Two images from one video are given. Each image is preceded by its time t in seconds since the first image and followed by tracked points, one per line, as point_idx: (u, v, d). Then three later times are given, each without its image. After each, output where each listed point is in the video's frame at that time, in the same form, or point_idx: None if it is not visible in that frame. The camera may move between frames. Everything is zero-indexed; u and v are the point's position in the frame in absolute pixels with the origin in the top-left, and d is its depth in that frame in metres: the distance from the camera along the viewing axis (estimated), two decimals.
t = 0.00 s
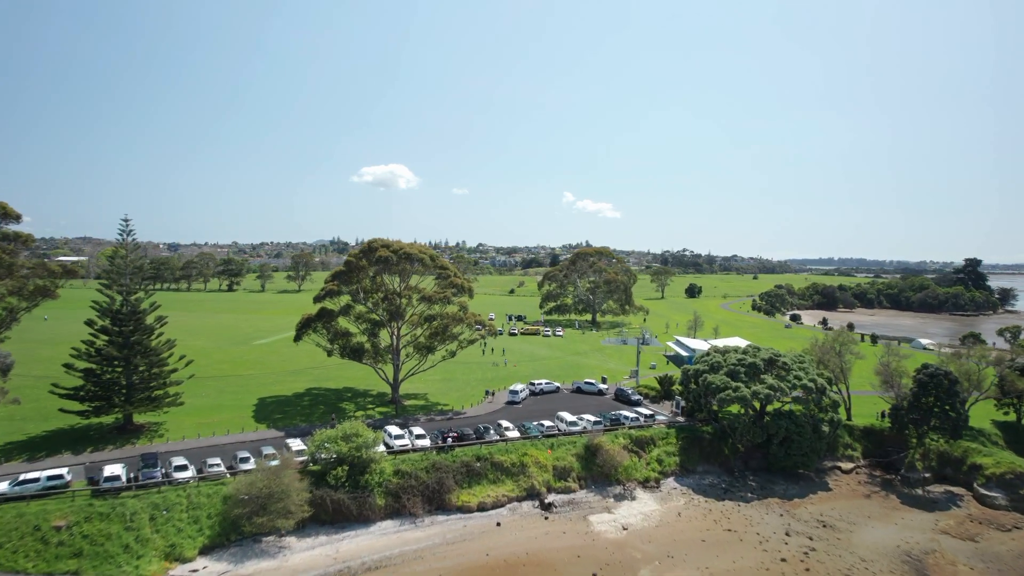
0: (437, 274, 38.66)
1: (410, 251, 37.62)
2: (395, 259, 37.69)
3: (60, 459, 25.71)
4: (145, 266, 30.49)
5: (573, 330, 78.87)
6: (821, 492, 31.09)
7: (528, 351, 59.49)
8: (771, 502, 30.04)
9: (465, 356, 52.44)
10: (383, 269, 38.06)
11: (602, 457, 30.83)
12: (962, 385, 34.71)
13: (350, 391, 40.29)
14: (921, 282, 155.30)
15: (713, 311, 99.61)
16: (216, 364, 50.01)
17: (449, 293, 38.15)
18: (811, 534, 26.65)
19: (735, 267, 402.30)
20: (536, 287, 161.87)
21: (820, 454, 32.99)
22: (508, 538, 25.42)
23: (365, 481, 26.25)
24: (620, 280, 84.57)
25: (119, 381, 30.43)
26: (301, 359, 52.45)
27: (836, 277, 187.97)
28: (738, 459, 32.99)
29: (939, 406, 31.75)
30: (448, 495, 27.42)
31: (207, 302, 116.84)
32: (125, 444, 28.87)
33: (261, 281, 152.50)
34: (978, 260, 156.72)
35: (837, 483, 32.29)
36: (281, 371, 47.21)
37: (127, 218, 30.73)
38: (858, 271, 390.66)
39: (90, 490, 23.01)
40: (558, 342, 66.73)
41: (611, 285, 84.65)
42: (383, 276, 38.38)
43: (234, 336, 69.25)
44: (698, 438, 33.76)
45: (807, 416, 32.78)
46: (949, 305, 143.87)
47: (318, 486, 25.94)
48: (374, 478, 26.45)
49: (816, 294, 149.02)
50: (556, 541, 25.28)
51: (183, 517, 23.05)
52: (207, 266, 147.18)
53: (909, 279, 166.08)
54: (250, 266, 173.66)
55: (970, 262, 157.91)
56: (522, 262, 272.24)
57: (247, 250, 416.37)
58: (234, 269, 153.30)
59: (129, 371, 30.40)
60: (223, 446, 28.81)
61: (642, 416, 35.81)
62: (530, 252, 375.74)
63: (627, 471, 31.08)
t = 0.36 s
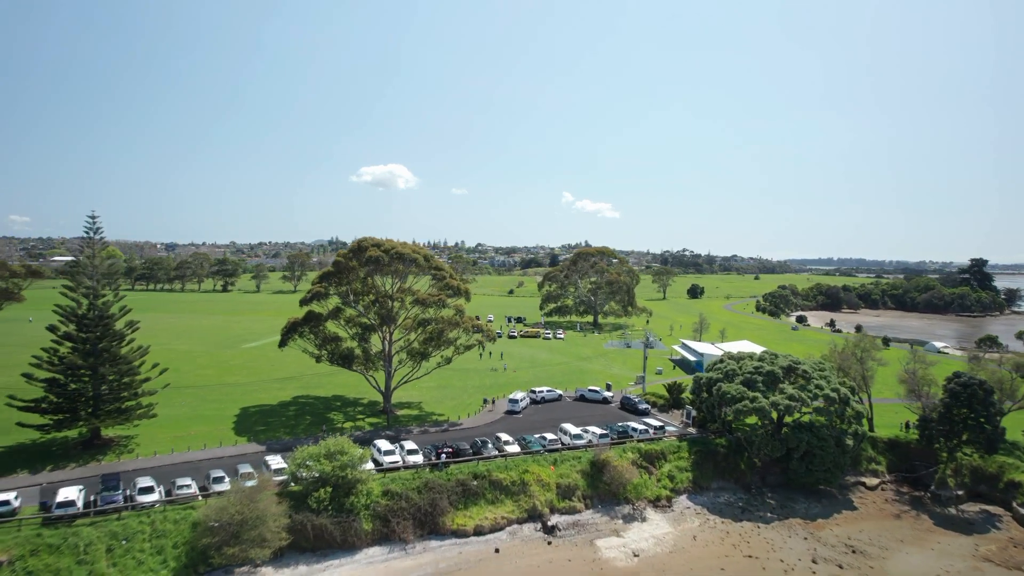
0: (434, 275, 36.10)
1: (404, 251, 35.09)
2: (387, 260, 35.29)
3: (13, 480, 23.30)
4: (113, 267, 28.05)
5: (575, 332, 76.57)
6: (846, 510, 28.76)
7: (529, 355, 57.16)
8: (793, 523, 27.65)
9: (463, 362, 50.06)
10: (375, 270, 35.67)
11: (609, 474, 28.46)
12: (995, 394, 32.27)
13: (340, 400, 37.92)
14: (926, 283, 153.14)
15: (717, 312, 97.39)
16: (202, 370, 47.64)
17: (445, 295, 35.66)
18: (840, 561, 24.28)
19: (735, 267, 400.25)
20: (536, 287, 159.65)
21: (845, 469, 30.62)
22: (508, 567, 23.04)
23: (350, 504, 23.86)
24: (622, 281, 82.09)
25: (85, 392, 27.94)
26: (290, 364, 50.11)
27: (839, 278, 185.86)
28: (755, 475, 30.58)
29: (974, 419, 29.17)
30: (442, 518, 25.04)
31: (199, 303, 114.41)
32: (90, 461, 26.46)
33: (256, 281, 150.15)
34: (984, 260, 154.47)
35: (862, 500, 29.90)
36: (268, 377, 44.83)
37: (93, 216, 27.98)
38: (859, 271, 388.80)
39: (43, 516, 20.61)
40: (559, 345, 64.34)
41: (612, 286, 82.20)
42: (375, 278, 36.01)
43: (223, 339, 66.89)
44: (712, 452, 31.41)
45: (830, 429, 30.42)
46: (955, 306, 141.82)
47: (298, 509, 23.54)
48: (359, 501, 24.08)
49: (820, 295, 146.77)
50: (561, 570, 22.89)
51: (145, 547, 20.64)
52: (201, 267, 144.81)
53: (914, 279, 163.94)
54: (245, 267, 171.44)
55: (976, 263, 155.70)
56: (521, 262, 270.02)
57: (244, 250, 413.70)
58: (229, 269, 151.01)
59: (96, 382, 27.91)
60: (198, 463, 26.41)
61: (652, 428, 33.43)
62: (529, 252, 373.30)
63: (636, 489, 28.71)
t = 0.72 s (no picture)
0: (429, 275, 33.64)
1: (397, 251, 32.60)
2: (378, 260, 32.80)
3: None
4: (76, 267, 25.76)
5: (577, 335, 74.16)
6: (877, 533, 26.35)
7: (530, 360, 54.77)
8: (821, 548, 25.24)
9: (461, 368, 47.64)
10: (365, 271, 33.22)
11: (619, 494, 26.05)
12: None
13: (329, 410, 35.52)
14: (933, 283, 150.71)
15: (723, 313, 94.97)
16: (186, 376, 45.26)
17: (440, 298, 33.19)
18: None
19: (736, 267, 397.80)
20: (536, 288, 157.21)
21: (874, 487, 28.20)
22: None
23: (333, 532, 21.44)
24: (626, 281, 79.41)
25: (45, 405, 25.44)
26: (279, 370, 47.71)
27: (844, 278, 183.45)
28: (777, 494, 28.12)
29: (1017, 434, 26.42)
30: (436, 546, 22.63)
31: (194, 304, 112.03)
32: (49, 480, 24.01)
33: (253, 282, 147.71)
34: (992, 261, 151.92)
35: (893, 521, 27.47)
36: (255, 384, 42.42)
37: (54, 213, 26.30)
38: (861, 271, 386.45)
39: None
40: (561, 349, 61.96)
41: (616, 286, 79.54)
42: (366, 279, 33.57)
43: (214, 342, 64.49)
44: (729, 468, 29.00)
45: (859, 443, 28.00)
46: (963, 308, 139.44)
47: (274, 538, 21.10)
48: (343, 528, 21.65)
49: (826, 295, 144.31)
50: None
51: None
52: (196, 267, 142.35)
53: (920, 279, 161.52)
54: (241, 267, 169.15)
55: (983, 263, 153.20)
56: (521, 262, 267.60)
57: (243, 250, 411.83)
58: (224, 269, 148.65)
59: (58, 394, 25.44)
60: (167, 485, 23.96)
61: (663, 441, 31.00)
62: (529, 252, 370.29)
63: (648, 510, 26.30)
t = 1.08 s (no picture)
0: (423, 277, 31.20)
1: (389, 250, 30.16)
2: (368, 260, 30.19)
3: None
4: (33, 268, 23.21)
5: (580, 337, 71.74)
6: (914, 561, 23.95)
7: (532, 364, 52.33)
8: None
9: (459, 375, 45.20)
10: (354, 271, 30.63)
11: (631, 517, 23.67)
12: None
13: (316, 421, 33.15)
14: (941, 283, 148.22)
15: (728, 316, 92.62)
16: (169, 382, 42.86)
17: (436, 301, 30.77)
18: None
19: (738, 267, 395.39)
20: (538, 288, 154.71)
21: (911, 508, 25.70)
22: None
23: (312, 566, 18.98)
24: (630, 282, 77.04)
25: None
26: (268, 377, 45.35)
27: (849, 279, 180.99)
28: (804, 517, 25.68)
29: None
30: None
31: (187, 305, 109.64)
32: None
33: (249, 282, 145.37)
34: (1000, 261, 149.41)
35: (931, 545, 25.05)
36: (240, 392, 40.02)
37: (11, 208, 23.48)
38: (863, 272, 384.07)
39: None
40: (564, 352, 59.53)
41: (620, 287, 77.15)
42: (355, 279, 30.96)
43: (203, 345, 62.09)
44: (750, 488, 26.59)
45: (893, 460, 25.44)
46: (972, 309, 136.99)
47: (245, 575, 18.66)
48: (324, 561, 19.18)
49: (831, 296, 141.90)
50: None
51: None
52: (192, 267, 140.06)
53: (927, 280, 159.07)
54: (238, 267, 166.75)
55: (991, 263, 150.73)
56: (522, 262, 265.28)
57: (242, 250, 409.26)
58: (220, 269, 146.20)
59: (13, 409, 22.99)
60: (130, 511, 21.49)
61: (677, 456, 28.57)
62: (529, 253, 368.04)
63: (663, 535, 23.92)
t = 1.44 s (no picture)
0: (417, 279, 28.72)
1: (380, 250, 27.71)
2: (357, 259, 27.68)
3: None
4: None
5: (582, 340, 69.37)
6: None
7: (533, 370, 49.89)
8: None
9: (456, 383, 42.78)
10: (342, 272, 28.13)
11: (647, 546, 21.26)
12: None
13: (302, 435, 30.77)
14: (947, 284, 145.74)
15: (735, 318, 90.25)
16: (149, 389, 40.42)
17: (430, 305, 28.28)
18: None
19: (739, 267, 393.03)
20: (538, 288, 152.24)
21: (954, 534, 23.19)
22: None
23: None
24: (634, 283, 74.69)
25: None
26: (255, 384, 42.97)
27: (853, 279, 178.52)
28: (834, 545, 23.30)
29: None
30: None
31: (179, 306, 107.23)
32: None
33: (245, 283, 143.05)
34: (1008, 261, 146.97)
35: None
36: (223, 400, 37.64)
37: None
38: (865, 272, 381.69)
39: None
40: (566, 357, 57.11)
41: (623, 288, 74.81)
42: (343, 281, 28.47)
43: (191, 348, 59.72)
44: (775, 511, 24.12)
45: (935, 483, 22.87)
46: (980, 309, 134.53)
47: None
48: None
49: (836, 296, 139.56)
50: None
51: None
52: (186, 267, 137.67)
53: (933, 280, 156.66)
54: (234, 267, 164.38)
55: (999, 263, 148.31)
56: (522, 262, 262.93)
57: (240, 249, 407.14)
58: (214, 269, 143.77)
59: None
60: (82, 544, 18.97)
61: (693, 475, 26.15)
62: (529, 253, 365.86)
63: (682, 565, 21.48)
